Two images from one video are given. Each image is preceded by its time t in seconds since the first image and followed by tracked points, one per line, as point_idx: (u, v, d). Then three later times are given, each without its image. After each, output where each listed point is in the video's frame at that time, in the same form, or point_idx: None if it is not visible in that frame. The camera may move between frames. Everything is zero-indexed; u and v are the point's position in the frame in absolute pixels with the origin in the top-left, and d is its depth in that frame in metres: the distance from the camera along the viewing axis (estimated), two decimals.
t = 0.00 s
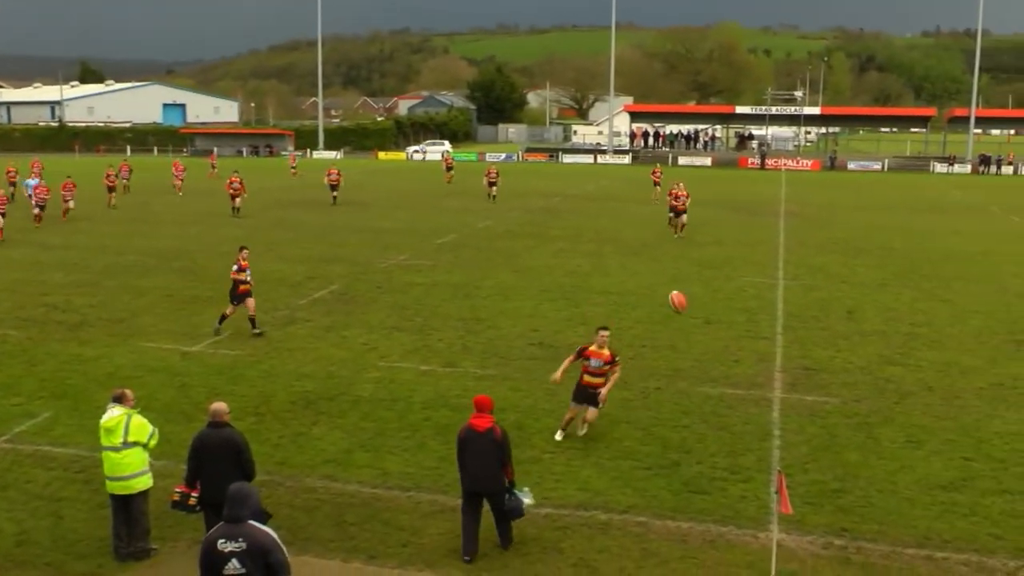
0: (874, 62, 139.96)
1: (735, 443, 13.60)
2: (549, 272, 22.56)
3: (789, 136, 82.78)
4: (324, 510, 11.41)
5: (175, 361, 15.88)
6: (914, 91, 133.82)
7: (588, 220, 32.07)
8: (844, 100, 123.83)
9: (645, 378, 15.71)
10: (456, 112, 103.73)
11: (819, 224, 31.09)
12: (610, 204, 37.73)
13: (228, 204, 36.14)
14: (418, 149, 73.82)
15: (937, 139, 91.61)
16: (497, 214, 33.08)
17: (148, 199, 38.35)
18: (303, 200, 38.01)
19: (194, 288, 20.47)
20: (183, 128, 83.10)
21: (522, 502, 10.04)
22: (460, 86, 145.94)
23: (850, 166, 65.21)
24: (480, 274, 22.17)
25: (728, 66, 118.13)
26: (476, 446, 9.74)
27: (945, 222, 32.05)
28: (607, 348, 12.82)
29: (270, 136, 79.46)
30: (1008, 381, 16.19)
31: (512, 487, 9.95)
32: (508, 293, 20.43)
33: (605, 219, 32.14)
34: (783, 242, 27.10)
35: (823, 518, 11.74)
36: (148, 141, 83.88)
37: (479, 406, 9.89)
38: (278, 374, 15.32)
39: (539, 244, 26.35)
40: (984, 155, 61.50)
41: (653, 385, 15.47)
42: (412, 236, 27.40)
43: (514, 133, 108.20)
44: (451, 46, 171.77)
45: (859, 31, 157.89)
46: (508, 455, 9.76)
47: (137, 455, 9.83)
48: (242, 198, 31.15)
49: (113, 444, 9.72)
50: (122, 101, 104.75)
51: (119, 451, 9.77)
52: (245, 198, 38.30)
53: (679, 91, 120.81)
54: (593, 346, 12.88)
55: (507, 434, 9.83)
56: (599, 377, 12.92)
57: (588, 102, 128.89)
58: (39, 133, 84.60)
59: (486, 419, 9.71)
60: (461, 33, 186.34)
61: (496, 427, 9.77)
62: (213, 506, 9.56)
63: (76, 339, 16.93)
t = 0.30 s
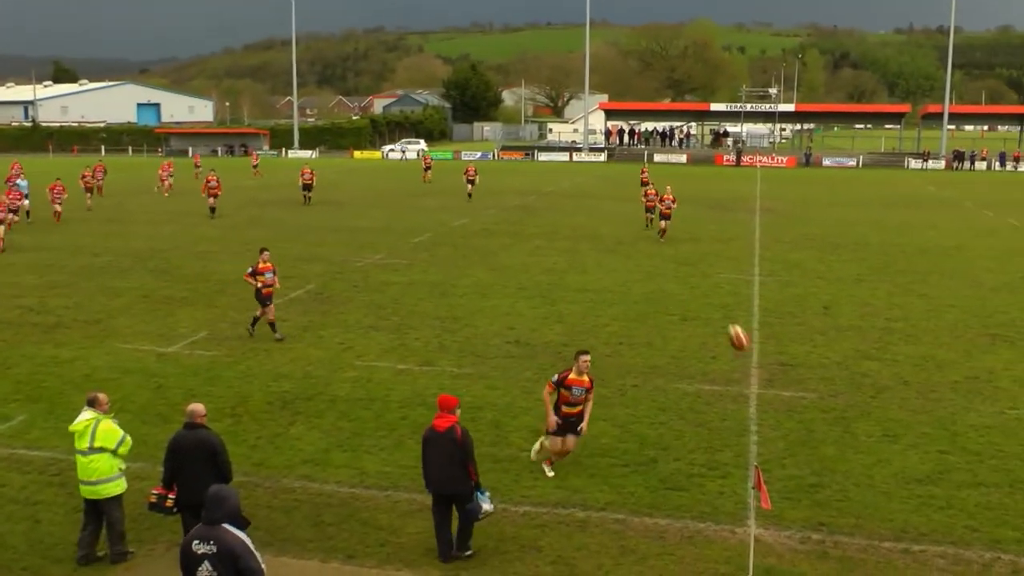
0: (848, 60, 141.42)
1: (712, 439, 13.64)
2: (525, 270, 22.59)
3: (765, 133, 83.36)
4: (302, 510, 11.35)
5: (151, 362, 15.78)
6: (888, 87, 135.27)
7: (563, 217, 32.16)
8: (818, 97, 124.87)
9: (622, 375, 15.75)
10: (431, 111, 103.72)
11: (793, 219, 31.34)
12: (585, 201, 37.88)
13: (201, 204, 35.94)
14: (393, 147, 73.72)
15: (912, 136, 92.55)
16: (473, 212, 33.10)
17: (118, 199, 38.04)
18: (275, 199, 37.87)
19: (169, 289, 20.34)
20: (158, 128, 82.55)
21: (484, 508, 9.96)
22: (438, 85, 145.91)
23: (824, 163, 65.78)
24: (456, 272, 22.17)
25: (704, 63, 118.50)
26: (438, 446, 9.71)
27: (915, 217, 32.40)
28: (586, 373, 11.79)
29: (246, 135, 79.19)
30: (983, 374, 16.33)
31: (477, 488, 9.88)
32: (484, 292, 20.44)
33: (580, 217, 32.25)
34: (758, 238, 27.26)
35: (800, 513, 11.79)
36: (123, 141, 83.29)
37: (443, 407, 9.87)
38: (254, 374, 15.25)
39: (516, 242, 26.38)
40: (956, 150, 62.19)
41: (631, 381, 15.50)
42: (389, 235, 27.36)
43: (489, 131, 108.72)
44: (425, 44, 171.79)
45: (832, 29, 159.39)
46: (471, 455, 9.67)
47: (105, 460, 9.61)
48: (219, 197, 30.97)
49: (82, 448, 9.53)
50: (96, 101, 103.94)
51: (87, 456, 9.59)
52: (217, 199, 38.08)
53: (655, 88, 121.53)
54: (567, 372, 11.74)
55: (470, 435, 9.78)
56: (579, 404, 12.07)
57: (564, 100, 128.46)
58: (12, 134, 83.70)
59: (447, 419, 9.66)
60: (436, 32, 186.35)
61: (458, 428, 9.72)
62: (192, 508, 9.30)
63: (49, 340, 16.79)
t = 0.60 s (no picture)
0: (832, 62, 142.31)
1: (698, 440, 13.67)
2: (511, 272, 22.61)
3: (750, 134, 83.80)
4: (289, 514, 11.31)
5: (137, 366, 15.73)
6: (873, 88, 136.06)
7: (549, 219, 32.20)
8: (803, 98, 125.49)
9: (608, 375, 15.78)
10: (416, 113, 103.66)
11: (778, 220, 31.45)
12: (570, 203, 37.96)
13: (184, 208, 35.83)
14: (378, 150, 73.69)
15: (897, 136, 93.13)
16: (459, 215, 33.10)
17: (101, 203, 37.88)
18: (258, 202, 37.81)
19: (155, 292, 20.29)
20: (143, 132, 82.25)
21: (456, 518, 9.65)
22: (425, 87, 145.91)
23: (810, 164, 66.01)
24: (442, 274, 22.17)
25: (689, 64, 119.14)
26: (419, 451, 9.66)
27: (898, 217, 32.58)
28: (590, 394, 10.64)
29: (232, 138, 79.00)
30: (968, 373, 16.45)
31: (455, 497, 9.74)
32: (470, 294, 20.45)
33: (566, 218, 32.34)
34: (743, 239, 27.36)
35: (787, 513, 11.83)
36: (108, 144, 83.00)
37: (431, 413, 9.80)
38: (240, 378, 15.21)
39: (502, 244, 26.40)
40: (941, 151, 62.54)
41: (617, 383, 15.51)
42: (375, 237, 27.35)
43: (475, 134, 108.82)
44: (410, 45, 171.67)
45: (817, 30, 160.23)
46: (451, 464, 9.58)
47: (71, 468, 9.48)
48: (206, 202, 30.87)
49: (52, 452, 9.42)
50: (80, 104, 103.42)
51: (56, 461, 9.48)
52: (201, 203, 37.97)
53: (640, 89, 122.09)
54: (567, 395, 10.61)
55: (452, 443, 9.68)
56: (587, 428, 10.73)
57: (549, 102, 129.05)
58: None
59: (429, 425, 9.58)
60: (422, 34, 186.52)
61: (440, 434, 9.63)
62: (177, 513, 9.24)
63: (34, 345, 16.70)
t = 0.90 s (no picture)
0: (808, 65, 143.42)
1: (676, 441, 13.71)
2: (488, 275, 22.62)
3: (727, 136, 84.21)
4: (267, 520, 11.25)
5: (114, 373, 15.63)
6: (849, 90, 137.09)
7: (527, 221, 32.23)
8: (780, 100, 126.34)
9: (587, 377, 15.82)
10: (394, 116, 103.55)
11: (754, 221, 31.62)
12: (547, 205, 38.04)
13: (161, 213, 35.61)
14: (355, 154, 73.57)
15: (874, 138, 93.86)
16: (437, 218, 33.09)
17: (74, 209, 37.59)
18: (232, 207, 37.66)
19: (131, 298, 20.17)
20: (119, 136, 81.75)
21: (421, 532, 9.66)
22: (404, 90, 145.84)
23: (787, 165, 66.35)
24: (421, 278, 22.16)
25: (666, 66, 118.46)
26: (393, 455, 9.66)
27: (873, 217, 32.84)
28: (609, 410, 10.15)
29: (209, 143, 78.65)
30: (944, 371, 16.60)
31: (421, 509, 9.70)
32: (448, 297, 20.43)
33: (544, 221, 32.39)
34: (721, 241, 27.48)
35: (765, 512, 11.88)
36: (84, 149, 82.59)
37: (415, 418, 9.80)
38: (218, 384, 15.14)
39: (480, 247, 26.40)
40: (917, 152, 63.05)
41: (596, 384, 15.53)
42: (352, 242, 27.27)
43: (453, 136, 108.89)
44: (388, 48, 171.47)
45: (793, 33, 161.34)
46: (420, 475, 9.55)
47: (39, 482, 9.26)
48: (185, 206, 30.64)
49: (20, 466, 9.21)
50: (56, 109, 102.63)
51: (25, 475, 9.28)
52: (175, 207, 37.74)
53: (617, 92, 122.59)
54: (587, 414, 10.07)
55: (425, 453, 9.62)
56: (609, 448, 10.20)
57: (526, 105, 128.75)
58: None
59: (406, 432, 9.46)
60: (400, 38, 186.57)
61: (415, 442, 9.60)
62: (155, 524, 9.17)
63: (9, 353, 16.56)
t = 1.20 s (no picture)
0: (783, 66, 144.40)
1: (654, 442, 13.75)
2: (465, 277, 22.64)
3: (704, 137, 84.64)
4: (245, 525, 11.19)
5: (90, 379, 15.53)
6: (824, 91, 138.01)
7: (503, 223, 32.25)
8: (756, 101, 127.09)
9: (564, 378, 15.85)
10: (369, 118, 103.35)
11: (729, 221, 31.78)
12: (523, 207, 38.09)
13: (135, 218, 35.35)
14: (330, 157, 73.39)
15: (850, 138, 94.58)
16: (414, 221, 33.05)
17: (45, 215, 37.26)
18: (205, 211, 37.50)
19: (106, 304, 20.02)
20: (94, 141, 81.11)
21: (395, 537, 9.68)
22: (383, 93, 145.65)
23: (763, 166, 66.60)
24: (398, 280, 22.14)
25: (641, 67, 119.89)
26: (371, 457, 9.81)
27: (846, 217, 33.07)
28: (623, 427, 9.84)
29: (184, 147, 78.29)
30: (920, 369, 16.74)
31: (398, 513, 9.80)
32: (425, 300, 20.41)
33: (520, 222, 32.43)
34: (697, 241, 27.59)
35: (744, 511, 11.93)
36: (58, 153, 81.99)
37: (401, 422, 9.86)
38: (195, 389, 15.05)
39: (456, 250, 26.39)
40: (891, 151, 63.53)
41: (574, 386, 15.53)
42: (328, 245, 27.19)
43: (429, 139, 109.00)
44: (364, 52, 171.34)
45: (768, 34, 162.29)
46: (396, 479, 9.65)
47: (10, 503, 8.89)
48: (164, 213, 30.40)
49: None
50: (30, 114, 101.74)
51: None
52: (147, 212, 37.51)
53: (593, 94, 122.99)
54: (600, 435, 9.76)
55: (404, 459, 9.68)
56: (628, 465, 9.92)
57: (502, 107, 127.96)
58: None
59: (385, 436, 9.57)
60: (376, 41, 186.44)
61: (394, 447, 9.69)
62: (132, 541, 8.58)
63: None
